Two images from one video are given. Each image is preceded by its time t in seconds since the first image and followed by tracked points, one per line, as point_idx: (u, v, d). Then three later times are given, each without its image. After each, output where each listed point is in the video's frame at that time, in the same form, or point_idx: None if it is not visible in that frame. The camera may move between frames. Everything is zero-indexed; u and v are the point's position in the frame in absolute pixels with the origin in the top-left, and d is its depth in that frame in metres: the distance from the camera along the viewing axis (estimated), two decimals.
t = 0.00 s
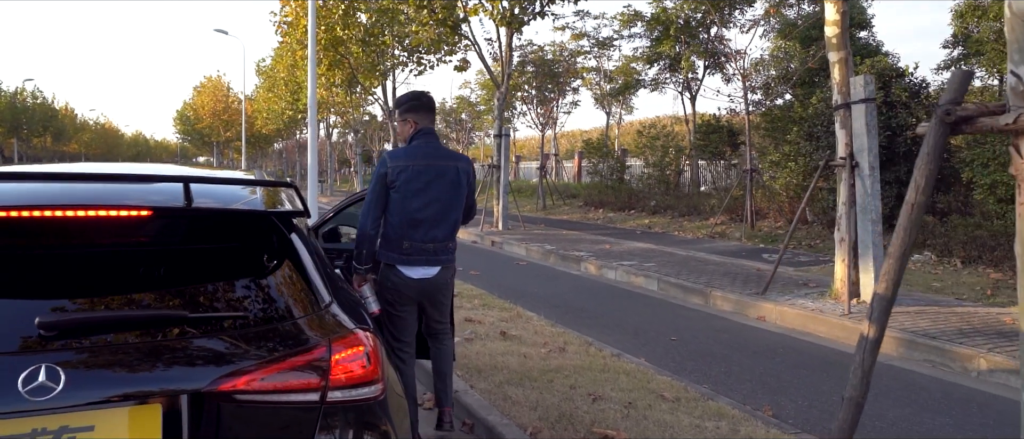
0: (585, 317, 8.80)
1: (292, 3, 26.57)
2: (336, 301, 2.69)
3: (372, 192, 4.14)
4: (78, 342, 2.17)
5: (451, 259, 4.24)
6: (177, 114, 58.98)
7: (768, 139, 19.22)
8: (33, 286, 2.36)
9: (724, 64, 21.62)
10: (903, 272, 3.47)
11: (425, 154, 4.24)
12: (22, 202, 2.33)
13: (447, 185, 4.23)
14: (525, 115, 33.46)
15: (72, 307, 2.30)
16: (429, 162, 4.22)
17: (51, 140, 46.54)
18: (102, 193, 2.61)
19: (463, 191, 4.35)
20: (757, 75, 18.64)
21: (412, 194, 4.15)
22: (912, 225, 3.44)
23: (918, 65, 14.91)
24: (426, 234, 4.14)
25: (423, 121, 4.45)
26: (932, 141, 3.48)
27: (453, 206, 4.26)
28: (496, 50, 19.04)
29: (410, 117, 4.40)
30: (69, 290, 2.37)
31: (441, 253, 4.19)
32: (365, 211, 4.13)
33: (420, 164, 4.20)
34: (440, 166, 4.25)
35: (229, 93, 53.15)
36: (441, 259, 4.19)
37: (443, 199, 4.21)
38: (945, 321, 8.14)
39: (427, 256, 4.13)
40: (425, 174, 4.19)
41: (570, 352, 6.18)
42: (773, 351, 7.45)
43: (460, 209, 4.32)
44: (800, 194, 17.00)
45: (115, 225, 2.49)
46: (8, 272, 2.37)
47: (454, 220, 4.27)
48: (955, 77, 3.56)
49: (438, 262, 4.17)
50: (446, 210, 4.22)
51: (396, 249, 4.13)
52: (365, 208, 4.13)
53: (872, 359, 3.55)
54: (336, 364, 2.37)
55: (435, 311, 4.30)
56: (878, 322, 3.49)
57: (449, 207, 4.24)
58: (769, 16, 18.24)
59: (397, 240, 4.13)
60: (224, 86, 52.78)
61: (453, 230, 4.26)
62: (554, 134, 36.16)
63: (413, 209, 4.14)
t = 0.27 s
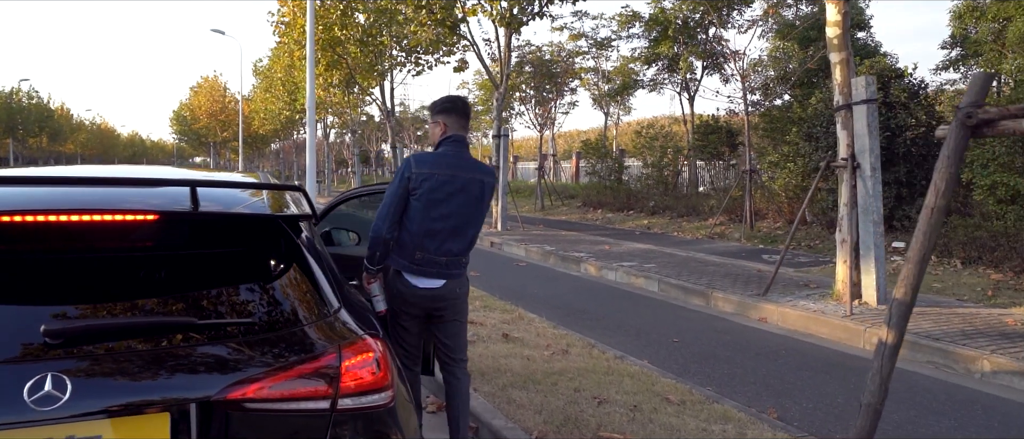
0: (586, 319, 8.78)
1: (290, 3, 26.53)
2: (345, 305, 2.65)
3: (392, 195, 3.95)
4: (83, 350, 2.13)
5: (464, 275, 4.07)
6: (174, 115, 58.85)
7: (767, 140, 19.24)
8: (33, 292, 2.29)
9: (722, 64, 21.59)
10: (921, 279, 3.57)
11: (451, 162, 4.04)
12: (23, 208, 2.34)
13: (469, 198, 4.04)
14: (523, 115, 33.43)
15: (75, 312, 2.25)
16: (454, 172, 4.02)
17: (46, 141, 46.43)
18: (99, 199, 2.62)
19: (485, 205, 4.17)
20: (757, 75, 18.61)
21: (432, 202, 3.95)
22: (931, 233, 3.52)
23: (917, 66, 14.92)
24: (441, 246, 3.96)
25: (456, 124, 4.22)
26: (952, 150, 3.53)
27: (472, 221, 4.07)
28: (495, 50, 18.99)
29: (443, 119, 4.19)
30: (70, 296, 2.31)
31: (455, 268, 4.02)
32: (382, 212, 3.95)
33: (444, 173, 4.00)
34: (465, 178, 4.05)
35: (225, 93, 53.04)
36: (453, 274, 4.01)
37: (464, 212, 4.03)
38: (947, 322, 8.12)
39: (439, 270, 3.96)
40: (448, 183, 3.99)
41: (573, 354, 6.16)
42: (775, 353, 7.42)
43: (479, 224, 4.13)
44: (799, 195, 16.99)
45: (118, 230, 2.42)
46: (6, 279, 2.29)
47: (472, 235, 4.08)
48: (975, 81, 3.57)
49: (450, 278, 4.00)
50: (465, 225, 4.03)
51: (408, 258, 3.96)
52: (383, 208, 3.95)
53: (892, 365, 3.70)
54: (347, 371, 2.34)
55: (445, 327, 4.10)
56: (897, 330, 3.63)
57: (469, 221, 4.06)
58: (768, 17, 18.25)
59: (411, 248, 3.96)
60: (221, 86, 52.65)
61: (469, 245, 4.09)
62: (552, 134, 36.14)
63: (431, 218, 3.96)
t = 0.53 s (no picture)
0: (588, 319, 8.76)
1: (288, 3, 26.50)
2: (351, 307, 2.62)
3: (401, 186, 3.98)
4: (88, 353, 2.10)
5: (463, 278, 3.82)
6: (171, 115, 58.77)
7: (765, 140, 19.24)
8: (33, 295, 2.25)
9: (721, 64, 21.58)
10: (938, 279, 3.56)
11: (462, 158, 3.91)
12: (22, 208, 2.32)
13: (477, 196, 3.85)
14: (521, 115, 33.41)
15: (76, 314, 2.21)
16: (461, 167, 3.89)
17: (43, 141, 46.34)
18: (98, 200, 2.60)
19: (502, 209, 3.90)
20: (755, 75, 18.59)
21: (433, 196, 3.86)
22: (949, 234, 3.51)
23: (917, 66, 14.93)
24: (438, 243, 3.83)
25: (487, 124, 4.15)
26: (970, 149, 3.51)
27: (476, 220, 3.85)
28: (494, 50, 18.96)
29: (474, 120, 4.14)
30: (72, 298, 2.27)
31: (454, 269, 3.81)
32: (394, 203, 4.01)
33: (451, 167, 3.89)
34: (476, 176, 3.88)
35: (223, 93, 52.96)
36: (449, 275, 3.82)
37: (469, 211, 3.84)
38: (949, 322, 8.11)
39: (433, 267, 3.80)
40: (456, 179, 3.86)
41: (576, 355, 6.13)
42: (778, 354, 7.40)
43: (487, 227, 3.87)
44: (798, 195, 16.98)
45: (121, 229, 2.40)
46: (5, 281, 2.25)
47: (478, 238, 3.85)
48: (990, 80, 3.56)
49: (444, 277, 3.81)
50: (467, 224, 3.83)
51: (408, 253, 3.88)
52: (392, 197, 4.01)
53: (907, 366, 3.68)
54: (355, 373, 2.32)
55: (456, 332, 3.96)
56: (914, 331, 3.61)
57: (475, 222, 3.84)
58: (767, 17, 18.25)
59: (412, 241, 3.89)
60: (218, 86, 52.53)
61: (477, 248, 3.84)
62: (550, 134, 36.13)
63: (432, 211, 3.86)
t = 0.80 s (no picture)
0: (587, 319, 8.76)
1: (285, 3, 26.48)
2: (352, 307, 2.60)
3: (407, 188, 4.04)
4: (89, 354, 2.08)
5: (461, 275, 3.73)
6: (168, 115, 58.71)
7: (763, 140, 19.25)
8: (34, 295, 2.23)
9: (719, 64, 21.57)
10: (943, 279, 3.65)
11: (460, 154, 3.89)
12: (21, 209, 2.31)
13: (474, 191, 3.78)
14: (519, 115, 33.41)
15: (75, 315, 2.19)
16: (458, 159, 3.87)
17: (39, 141, 46.28)
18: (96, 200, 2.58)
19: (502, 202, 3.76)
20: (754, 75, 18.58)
21: (429, 189, 3.87)
22: (955, 233, 3.61)
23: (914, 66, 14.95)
24: (435, 239, 3.80)
25: (497, 121, 4.11)
26: (978, 150, 3.58)
27: (471, 213, 3.77)
28: (492, 50, 18.92)
29: (481, 116, 4.11)
30: (73, 299, 2.25)
31: (453, 267, 3.74)
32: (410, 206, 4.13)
33: (449, 160, 3.89)
34: (473, 170, 3.82)
35: (220, 93, 52.89)
36: (443, 270, 3.75)
37: (466, 205, 3.78)
38: (948, 322, 8.11)
39: (426, 261, 3.78)
40: (454, 175, 3.84)
41: (575, 355, 6.12)
42: (777, 354, 7.40)
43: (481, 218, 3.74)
44: (796, 195, 16.98)
45: (121, 230, 2.38)
46: (5, 282, 2.23)
47: (476, 233, 3.75)
48: (998, 79, 3.61)
49: (437, 273, 3.75)
50: (461, 216, 3.78)
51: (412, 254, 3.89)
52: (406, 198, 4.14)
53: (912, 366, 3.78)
54: (358, 374, 2.30)
55: (458, 335, 3.89)
56: (920, 331, 3.72)
57: (472, 216, 3.77)
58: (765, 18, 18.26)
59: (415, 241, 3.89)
60: (215, 86, 52.41)
61: (476, 244, 3.74)
62: (548, 134, 36.13)
63: (431, 210, 3.85)
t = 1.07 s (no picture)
0: (585, 319, 8.76)
1: (282, 3, 26.50)
2: (349, 306, 2.60)
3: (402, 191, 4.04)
4: (86, 352, 2.09)
5: (438, 275, 3.63)
6: (165, 115, 58.70)
7: (760, 140, 19.29)
8: (31, 293, 2.24)
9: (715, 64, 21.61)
10: (937, 277, 3.76)
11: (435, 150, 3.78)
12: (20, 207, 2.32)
13: (443, 187, 3.65)
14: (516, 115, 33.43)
15: (72, 314, 2.19)
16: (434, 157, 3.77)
17: (35, 141, 46.29)
18: (95, 198, 2.59)
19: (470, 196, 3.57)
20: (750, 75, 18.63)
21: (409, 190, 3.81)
22: (949, 231, 3.72)
23: (910, 66, 15.00)
24: (417, 240, 3.74)
25: (482, 114, 3.91)
26: (971, 148, 3.69)
27: (442, 211, 3.65)
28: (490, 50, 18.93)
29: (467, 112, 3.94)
30: (71, 297, 2.25)
31: (431, 268, 3.65)
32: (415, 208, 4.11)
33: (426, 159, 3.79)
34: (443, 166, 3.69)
35: (217, 93, 52.87)
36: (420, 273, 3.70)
37: (437, 203, 3.66)
38: (944, 321, 8.13)
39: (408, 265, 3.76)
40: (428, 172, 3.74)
41: (573, 354, 6.13)
42: (774, 353, 7.40)
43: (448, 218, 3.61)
44: (793, 195, 17.02)
45: (119, 228, 2.39)
46: (4, 280, 2.24)
47: (448, 230, 3.63)
48: (991, 78, 3.72)
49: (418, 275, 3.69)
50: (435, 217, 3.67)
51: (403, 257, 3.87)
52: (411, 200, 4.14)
53: (906, 363, 3.84)
54: (355, 373, 2.31)
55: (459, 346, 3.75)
56: (914, 328, 3.78)
57: (444, 214, 3.64)
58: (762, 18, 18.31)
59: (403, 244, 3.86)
60: (212, 86, 52.39)
61: (449, 242, 3.62)
62: (545, 134, 36.16)
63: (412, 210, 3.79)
